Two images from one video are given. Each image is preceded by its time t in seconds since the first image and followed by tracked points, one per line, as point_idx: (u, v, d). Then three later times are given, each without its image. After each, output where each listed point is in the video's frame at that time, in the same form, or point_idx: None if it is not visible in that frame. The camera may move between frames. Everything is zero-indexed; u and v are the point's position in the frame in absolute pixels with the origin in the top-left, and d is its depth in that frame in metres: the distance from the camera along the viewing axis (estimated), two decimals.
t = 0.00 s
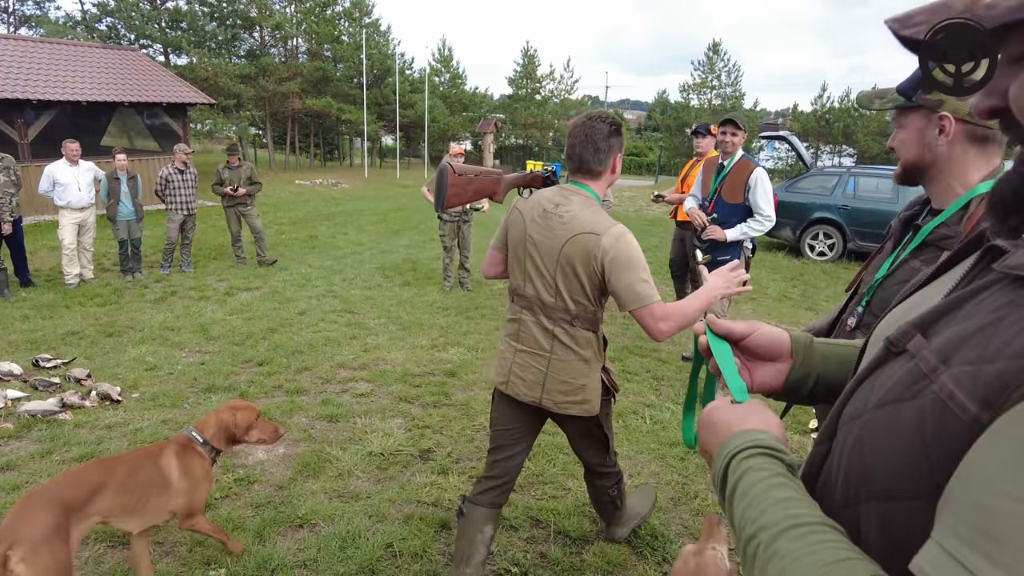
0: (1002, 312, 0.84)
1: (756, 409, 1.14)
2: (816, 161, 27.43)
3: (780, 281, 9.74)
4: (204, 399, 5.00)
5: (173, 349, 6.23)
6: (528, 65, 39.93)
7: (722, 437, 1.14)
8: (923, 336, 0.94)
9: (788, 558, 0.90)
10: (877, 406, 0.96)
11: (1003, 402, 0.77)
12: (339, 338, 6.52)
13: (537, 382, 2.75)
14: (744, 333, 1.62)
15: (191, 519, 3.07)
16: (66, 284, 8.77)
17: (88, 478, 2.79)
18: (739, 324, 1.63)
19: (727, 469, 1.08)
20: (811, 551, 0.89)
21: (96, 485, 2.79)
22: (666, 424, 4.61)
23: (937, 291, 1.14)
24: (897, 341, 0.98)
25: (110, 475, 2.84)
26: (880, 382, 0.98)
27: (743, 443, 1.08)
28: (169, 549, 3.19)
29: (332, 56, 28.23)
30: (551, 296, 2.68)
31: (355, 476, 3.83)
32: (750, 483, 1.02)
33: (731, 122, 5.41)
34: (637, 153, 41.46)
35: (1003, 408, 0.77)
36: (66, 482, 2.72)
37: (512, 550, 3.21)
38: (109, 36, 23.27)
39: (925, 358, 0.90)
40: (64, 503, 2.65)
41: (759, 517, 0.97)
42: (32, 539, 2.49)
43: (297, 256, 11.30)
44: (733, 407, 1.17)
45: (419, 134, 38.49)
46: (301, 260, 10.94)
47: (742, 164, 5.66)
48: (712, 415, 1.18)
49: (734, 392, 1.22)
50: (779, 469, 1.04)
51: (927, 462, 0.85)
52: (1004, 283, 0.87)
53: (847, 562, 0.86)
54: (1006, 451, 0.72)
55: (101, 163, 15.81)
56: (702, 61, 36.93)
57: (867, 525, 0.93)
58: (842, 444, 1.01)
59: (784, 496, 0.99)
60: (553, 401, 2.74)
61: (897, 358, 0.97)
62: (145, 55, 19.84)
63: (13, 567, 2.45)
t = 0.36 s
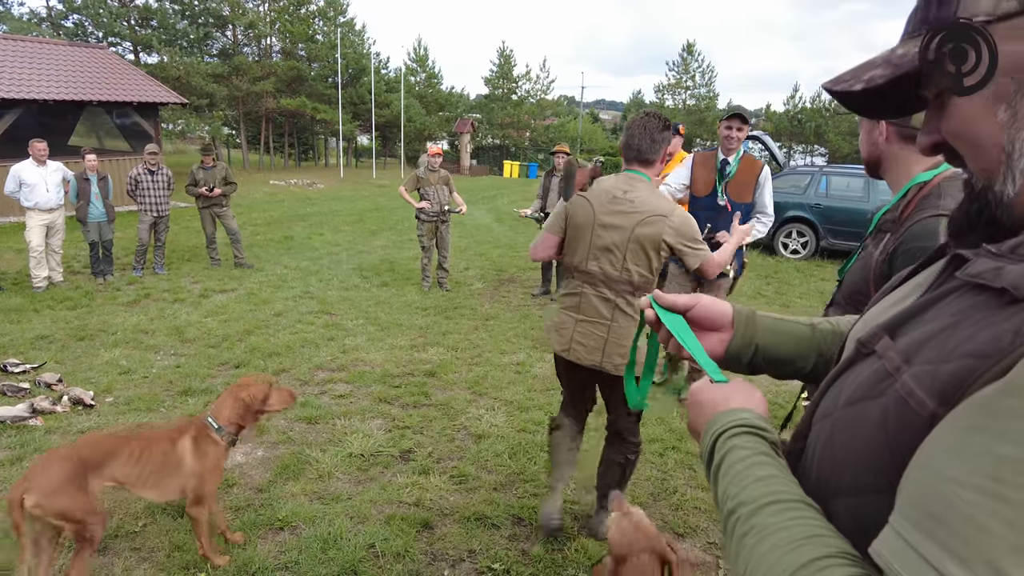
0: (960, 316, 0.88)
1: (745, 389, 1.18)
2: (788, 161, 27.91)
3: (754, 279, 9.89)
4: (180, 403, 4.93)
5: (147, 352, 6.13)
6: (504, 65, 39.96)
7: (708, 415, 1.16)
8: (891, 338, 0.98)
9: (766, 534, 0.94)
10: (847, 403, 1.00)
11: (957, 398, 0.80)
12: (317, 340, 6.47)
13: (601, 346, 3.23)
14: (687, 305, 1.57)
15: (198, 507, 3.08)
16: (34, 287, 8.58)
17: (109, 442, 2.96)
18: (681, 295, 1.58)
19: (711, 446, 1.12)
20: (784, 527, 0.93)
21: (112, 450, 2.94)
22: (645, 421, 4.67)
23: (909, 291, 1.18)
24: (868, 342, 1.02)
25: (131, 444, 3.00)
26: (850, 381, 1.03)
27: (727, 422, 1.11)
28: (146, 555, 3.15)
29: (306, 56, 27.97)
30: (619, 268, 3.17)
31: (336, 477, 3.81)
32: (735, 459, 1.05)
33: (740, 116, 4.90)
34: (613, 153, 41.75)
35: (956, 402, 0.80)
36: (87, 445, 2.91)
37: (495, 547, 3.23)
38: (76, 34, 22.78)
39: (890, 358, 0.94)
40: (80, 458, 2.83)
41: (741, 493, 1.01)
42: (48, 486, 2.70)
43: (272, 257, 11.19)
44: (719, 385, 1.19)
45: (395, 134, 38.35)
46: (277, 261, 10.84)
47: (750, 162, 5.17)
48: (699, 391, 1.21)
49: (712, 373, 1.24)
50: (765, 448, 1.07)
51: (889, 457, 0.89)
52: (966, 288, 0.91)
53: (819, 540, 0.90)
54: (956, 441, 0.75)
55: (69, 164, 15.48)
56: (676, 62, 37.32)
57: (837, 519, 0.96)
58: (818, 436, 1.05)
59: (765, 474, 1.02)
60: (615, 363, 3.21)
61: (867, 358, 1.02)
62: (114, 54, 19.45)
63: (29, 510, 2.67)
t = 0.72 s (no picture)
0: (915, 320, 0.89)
1: (718, 378, 1.20)
2: (771, 161, 28.21)
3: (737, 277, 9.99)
4: (162, 405, 4.90)
5: (128, 354, 6.08)
6: (489, 65, 39.97)
7: (682, 404, 1.18)
8: (853, 341, 1.00)
9: (731, 524, 0.97)
10: (811, 404, 1.02)
11: (909, 400, 0.82)
12: (300, 341, 6.45)
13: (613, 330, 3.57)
14: (643, 291, 1.62)
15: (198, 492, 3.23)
16: (13, 289, 8.46)
17: (113, 432, 3.12)
18: (637, 281, 1.64)
19: (682, 436, 1.15)
20: (748, 518, 0.96)
21: (119, 439, 3.09)
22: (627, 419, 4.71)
23: (878, 290, 1.20)
24: (832, 345, 1.04)
25: (134, 434, 3.15)
26: (815, 383, 1.04)
27: (697, 412, 1.14)
28: (127, 558, 3.13)
29: (290, 56, 27.83)
30: (622, 259, 3.57)
31: (319, 478, 3.81)
32: (703, 448, 1.08)
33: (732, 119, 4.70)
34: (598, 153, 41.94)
35: (909, 404, 0.82)
36: (98, 434, 3.08)
37: (478, 545, 3.24)
38: (55, 32, 22.46)
39: (850, 360, 0.96)
40: (87, 445, 2.99)
41: (708, 484, 1.04)
42: (58, 469, 2.84)
43: (256, 258, 11.13)
44: (692, 375, 1.22)
45: (380, 134, 38.24)
46: (261, 262, 10.78)
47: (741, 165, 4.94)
48: (673, 380, 1.23)
49: (682, 363, 1.27)
50: (733, 439, 1.10)
51: (849, 456, 0.91)
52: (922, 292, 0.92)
53: (782, 531, 0.93)
54: (908, 442, 0.77)
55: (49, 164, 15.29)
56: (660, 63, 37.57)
57: (799, 513, 0.99)
58: (783, 434, 1.08)
59: (732, 464, 1.05)
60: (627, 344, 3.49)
61: (831, 361, 1.03)
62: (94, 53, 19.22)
63: (39, 493, 2.81)
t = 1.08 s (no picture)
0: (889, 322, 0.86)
1: (700, 379, 1.16)
2: (760, 161, 28.39)
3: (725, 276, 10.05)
4: (149, 406, 4.88)
5: (115, 356, 6.04)
6: (479, 65, 39.91)
7: (661, 404, 1.15)
8: (828, 343, 0.97)
9: (706, 526, 0.95)
10: (787, 408, 1.00)
11: (880, 403, 0.79)
12: (289, 342, 6.43)
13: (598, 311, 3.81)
14: (629, 287, 1.73)
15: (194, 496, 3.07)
16: None
17: (114, 427, 3.06)
18: (622, 278, 1.74)
19: (663, 436, 1.11)
20: (726, 520, 0.94)
21: (119, 433, 3.03)
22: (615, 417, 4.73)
23: (857, 293, 1.17)
24: (808, 349, 1.01)
25: (136, 429, 3.07)
26: (791, 386, 1.02)
27: (677, 412, 1.10)
28: (112, 560, 3.12)
29: (279, 56, 27.73)
30: (609, 242, 3.81)
31: (307, 478, 3.81)
32: (682, 449, 1.05)
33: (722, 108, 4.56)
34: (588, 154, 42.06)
35: (880, 407, 0.79)
36: (98, 428, 3.02)
37: (465, 545, 3.25)
38: (40, 31, 22.25)
39: (825, 362, 0.93)
40: (84, 440, 2.94)
41: (685, 484, 1.01)
42: (52, 459, 2.82)
43: (245, 258, 11.08)
44: (673, 376, 1.18)
45: (370, 134, 38.17)
46: (250, 263, 10.74)
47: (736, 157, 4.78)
48: (656, 380, 1.19)
49: (669, 362, 1.23)
50: (713, 440, 1.06)
51: (823, 459, 0.89)
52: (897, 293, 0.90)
53: (757, 534, 0.90)
54: (878, 445, 0.75)
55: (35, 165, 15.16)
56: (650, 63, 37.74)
57: (775, 516, 0.96)
58: (761, 435, 1.05)
59: (711, 465, 1.02)
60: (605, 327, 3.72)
61: (807, 365, 1.00)
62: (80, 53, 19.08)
63: (32, 481, 2.78)
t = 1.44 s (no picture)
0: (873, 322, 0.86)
1: (693, 375, 1.16)
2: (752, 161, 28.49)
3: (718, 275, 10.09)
4: (141, 407, 4.87)
5: (107, 357, 6.02)
6: (473, 65, 39.83)
7: (654, 402, 1.14)
8: (814, 343, 0.96)
9: (695, 523, 0.94)
10: (773, 406, 1.00)
11: (866, 401, 0.79)
12: (282, 342, 6.42)
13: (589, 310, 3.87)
14: (623, 290, 1.66)
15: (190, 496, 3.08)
16: None
17: (109, 427, 3.05)
18: (617, 280, 1.67)
19: (654, 434, 1.11)
20: (714, 517, 0.93)
21: (115, 433, 3.03)
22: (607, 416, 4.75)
23: (845, 293, 1.17)
24: (794, 348, 1.01)
25: (132, 428, 3.07)
26: (777, 385, 1.02)
27: (668, 410, 1.10)
28: (104, 561, 3.11)
29: (272, 55, 27.66)
30: (601, 242, 3.86)
31: (300, 479, 3.81)
32: (672, 447, 1.05)
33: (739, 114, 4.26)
34: (582, 153, 42.11)
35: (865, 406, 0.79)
36: (95, 427, 3.03)
37: (458, 544, 3.25)
38: (30, 30, 22.10)
39: (812, 362, 0.93)
40: (79, 438, 2.94)
41: (674, 481, 1.00)
42: (47, 457, 2.81)
43: (238, 259, 11.05)
44: (666, 374, 1.18)
45: (363, 134, 38.08)
46: (242, 263, 10.71)
47: (766, 165, 4.32)
48: (647, 379, 1.18)
49: (664, 360, 1.22)
50: (702, 438, 1.05)
51: (811, 455, 0.89)
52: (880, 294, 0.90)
53: (745, 532, 0.89)
54: (863, 444, 0.74)
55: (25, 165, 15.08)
56: (643, 64, 37.83)
57: (761, 513, 0.96)
58: (749, 433, 1.05)
59: (701, 463, 1.01)
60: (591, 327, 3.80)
61: (793, 365, 1.00)
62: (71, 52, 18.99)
63: (25, 475, 2.78)
